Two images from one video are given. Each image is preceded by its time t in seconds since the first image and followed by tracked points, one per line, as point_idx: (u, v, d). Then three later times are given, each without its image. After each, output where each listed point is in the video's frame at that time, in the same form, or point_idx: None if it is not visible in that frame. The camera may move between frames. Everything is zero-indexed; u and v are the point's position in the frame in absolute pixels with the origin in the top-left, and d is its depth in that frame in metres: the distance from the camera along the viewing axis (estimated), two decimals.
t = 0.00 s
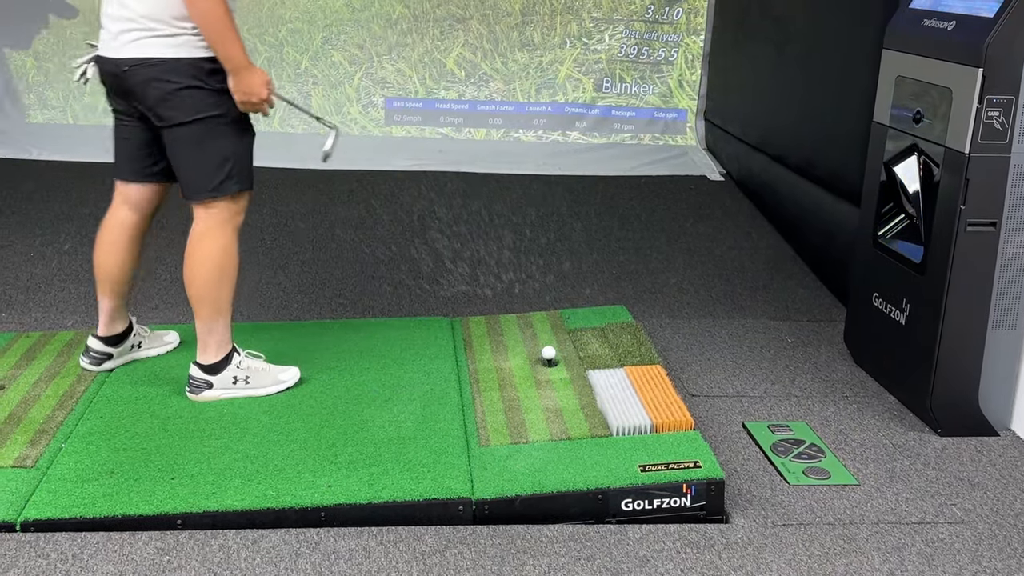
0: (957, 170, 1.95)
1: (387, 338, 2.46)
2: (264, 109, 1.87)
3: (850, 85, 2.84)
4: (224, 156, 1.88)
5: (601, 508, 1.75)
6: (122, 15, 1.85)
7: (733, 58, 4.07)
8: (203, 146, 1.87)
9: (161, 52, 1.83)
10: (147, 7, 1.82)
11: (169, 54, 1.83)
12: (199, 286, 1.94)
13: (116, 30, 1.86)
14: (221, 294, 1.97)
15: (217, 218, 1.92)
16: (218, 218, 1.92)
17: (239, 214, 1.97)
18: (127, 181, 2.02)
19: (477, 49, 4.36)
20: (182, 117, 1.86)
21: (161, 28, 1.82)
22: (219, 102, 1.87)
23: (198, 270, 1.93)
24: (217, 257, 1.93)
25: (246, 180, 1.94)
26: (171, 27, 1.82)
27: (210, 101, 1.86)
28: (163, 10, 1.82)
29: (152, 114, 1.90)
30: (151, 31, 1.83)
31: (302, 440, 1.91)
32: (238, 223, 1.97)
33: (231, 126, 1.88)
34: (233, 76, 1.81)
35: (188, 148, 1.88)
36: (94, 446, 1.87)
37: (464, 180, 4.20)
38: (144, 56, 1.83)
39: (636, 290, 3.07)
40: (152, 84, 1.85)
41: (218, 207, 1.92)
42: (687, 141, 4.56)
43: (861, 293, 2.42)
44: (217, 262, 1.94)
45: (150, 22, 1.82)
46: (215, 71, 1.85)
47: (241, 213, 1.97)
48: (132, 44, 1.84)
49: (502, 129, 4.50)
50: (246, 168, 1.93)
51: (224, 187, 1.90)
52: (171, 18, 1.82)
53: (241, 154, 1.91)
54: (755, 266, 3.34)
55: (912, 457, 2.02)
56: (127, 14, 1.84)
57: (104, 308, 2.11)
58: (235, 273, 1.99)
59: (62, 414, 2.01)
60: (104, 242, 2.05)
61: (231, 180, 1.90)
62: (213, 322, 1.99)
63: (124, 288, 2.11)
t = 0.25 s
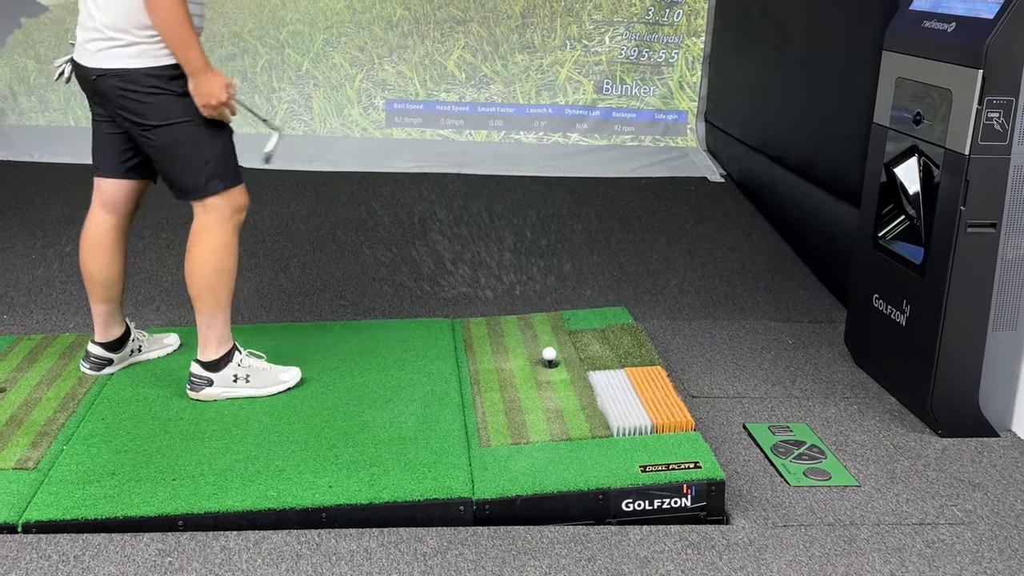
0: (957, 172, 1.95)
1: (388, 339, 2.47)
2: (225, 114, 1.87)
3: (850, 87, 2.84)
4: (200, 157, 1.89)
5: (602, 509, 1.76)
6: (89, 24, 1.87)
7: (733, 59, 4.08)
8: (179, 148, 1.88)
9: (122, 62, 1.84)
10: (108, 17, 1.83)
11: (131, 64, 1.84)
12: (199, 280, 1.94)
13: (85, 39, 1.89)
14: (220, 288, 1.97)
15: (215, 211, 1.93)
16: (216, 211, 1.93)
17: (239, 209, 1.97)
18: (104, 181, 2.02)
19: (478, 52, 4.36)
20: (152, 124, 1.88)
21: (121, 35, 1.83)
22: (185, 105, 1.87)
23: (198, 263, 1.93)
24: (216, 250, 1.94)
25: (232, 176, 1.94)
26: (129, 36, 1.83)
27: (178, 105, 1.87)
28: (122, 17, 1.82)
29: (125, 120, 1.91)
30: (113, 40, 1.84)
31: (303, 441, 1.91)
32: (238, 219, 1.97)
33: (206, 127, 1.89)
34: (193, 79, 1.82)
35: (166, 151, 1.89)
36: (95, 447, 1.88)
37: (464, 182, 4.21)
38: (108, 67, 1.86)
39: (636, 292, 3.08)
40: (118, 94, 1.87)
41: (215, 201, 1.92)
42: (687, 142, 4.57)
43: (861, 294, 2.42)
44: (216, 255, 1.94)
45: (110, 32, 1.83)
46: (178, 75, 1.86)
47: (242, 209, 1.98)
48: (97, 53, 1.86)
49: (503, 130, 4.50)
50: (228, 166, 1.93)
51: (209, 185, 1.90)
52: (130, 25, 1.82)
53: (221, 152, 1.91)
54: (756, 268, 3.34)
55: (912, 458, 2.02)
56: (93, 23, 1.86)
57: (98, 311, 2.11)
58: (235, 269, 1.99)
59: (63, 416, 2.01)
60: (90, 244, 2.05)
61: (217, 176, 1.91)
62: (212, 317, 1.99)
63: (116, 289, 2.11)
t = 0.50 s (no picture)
0: (958, 173, 1.96)
1: (389, 341, 2.47)
2: (195, 116, 1.87)
3: (850, 89, 2.85)
4: (174, 156, 1.90)
5: (604, 511, 1.76)
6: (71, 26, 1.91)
7: (734, 62, 4.09)
8: (156, 146, 1.90)
9: (96, 61, 1.87)
10: (83, 17, 1.86)
11: (105, 64, 1.86)
12: (190, 274, 1.97)
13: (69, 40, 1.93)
14: (212, 282, 1.99)
15: (201, 206, 1.94)
16: (200, 206, 1.94)
17: (225, 203, 1.97)
18: (99, 179, 2.03)
19: (480, 54, 4.37)
20: (130, 123, 1.90)
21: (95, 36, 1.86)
22: (160, 104, 1.89)
23: (186, 258, 1.95)
24: (203, 244, 1.95)
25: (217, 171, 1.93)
26: (101, 35, 1.85)
27: (150, 104, 1.88)
28: (95, 18, 1.85)
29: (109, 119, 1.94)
30: (89, 41, 1.87)
31: (304, 443, 1.92)
32: (226, 213, 1.98)
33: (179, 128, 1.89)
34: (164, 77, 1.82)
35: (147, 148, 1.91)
36: (97, 449, 1.88)
37: (465, 184, 4.21)
38: (85, 66, 1.89)
39: (637, 294, 3.08)
40: (98, 94, 1.91)
41: (199, 196, 1.93)
42: (688, 144, 4.57)
43: (862, 296, 2.42)
44: (205, 250, 1.96)
45: (85, 31, 1.86)
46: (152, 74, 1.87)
47: (228, 203, 1.97)
48: (77, 54, 1.90)
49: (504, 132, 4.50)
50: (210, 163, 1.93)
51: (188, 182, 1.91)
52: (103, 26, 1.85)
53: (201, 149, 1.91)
54: (757, 270, 3.34)
55: (913, 460, 2.02)
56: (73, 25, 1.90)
57: (98, 312, 2.11)
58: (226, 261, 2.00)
59: (65, 418, 2.02)
60: (89, 243, 2.06)
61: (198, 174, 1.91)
62: (207, 311, 2.01)
63: (115, 288, 2.11)
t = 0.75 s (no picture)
0: (959, 175, 1.96)
1: (390, 343, 2.47)
2: (178, 122, 1.87)
3: (851, 91, 2.85)
4: (163, 161, 1.90)
5: (605, 513, 1.75)
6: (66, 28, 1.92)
7: (734, 64, 4.10)
8: (146, 149, 1.90)
9: (89, 63, 1.88)
10: (78, 20, 1.87)
11: (98, 66, 1.87)
12: (177, 281, 1.98)
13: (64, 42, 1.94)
14: (199, 288, 2.00)
15: (183, 213, 1.94)
16: (181, 214, 1.94)
17: (207, 210, 1.97)
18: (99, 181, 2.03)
19: (481, 57, 4.37)
20: (120, 125, 1.90)
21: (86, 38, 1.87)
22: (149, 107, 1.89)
23: (174, 265, 1.96)
24: (186, 251, 1.96)
25: (202, 179, 1.94)
26: (95, 37, 1.86)
27: (140, 107, 1.88)
28: (88, 20, 1.86)
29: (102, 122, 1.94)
30: (81, 43, 1.88)
31: (306, 446, 1.92)
32: (208, 218, 1.98)
33: (167, 133, 1.90)
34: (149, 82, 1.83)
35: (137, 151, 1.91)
36: (98, 452, 1.88)
37: (467, 186, 4.22)
38: (79, 68, 1.89)
39: (638, 295, 3.08)
40: (90, 95, 1.91)
41: (180, 203, 1.94)
42: (690, 146, 4.58)
43: (863, 297, 2.42)
44: (189, 256, 1.96)
45: (79, 34, 1.88)
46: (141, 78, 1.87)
47: (210, 209, 1.98)
48: (70, 56, 1.91)
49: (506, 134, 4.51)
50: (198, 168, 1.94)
51: (172, 188, 1.91)
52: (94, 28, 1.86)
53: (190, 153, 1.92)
54: (758, 271, 3.34)
55: (915, 461, 2.02)
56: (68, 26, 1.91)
57: (99, 313, 2.11)
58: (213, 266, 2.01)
59: (66, 421, 2.02)
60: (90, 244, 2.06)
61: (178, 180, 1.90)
62: (198, 316, 2.03)
63: (116, 290, 2.11)
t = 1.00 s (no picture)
0: (960, 178, 1.96)
1: (390, 347, 2.47)
2: (174, 126, 1.87)
3: (852, 94, 2.85)
4: (156, 166, 1.90)
5: (607, 516, 1.75)
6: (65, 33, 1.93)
7: (735, 67, 4.10)
8: (140, 155, 1.90)
9: (86, 67, 1.88)
10: (75, 24, 1.88)
11: (94, 70, 1.87)
12: (175, 285, 1.99)
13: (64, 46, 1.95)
14: (197, 291, 2.00)
15: (177, 219, 1.95)
16: (175, 220, 1.95)
17: (199, 215, 1.98)
18: (101, 185, 2.03)
19: (483, 60, 4.38)
20: (116, 129, 1.90)
21: (84, 44, 1.88)
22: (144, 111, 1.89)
23: (171, 270, 1.97)
24: (182, 256, 1.97)
25: (195, 185, 1.95)
26: (91, 42, 1.87)
27: (136, 111, 1.89)
28: (86, 25, 1.87)
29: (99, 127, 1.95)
30: (79, 48, 1.89)
31: (307, 449, 1.92)
32: (202, 223, 1.99)
33: (162, 137, 1.90)
34: (144, 87, 1.83)
35: (133, 157, 1.91)
36: (100, 455, 1.88)
37: (468, 190, 4.22)
38: (76, 72, 1.89)
39: (640, 299, 3.08)
40: (87, 100, 1.92)
41: (173, 209, 1.95)
42: (691, 149, 4.58)
43: (865, 300, 2.42)
44: (185, 261, 1.97)
45: (76, 38, 1.88)
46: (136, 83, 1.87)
47: (203, 214, 1.99)
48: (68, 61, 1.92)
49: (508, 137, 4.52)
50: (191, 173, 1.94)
51: (164, 194, 1.92)
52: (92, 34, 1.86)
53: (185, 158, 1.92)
54: (759, 275, 3.34)
55: (917, 464, 2.02)
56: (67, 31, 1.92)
57: (102, 317, 2.12)
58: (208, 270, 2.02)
59: (68, 424, 2.02)
60: (91, 247, 2.07)
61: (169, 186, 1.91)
62: (197, 321, 2.03)
63: (116, 293, 2.11)
